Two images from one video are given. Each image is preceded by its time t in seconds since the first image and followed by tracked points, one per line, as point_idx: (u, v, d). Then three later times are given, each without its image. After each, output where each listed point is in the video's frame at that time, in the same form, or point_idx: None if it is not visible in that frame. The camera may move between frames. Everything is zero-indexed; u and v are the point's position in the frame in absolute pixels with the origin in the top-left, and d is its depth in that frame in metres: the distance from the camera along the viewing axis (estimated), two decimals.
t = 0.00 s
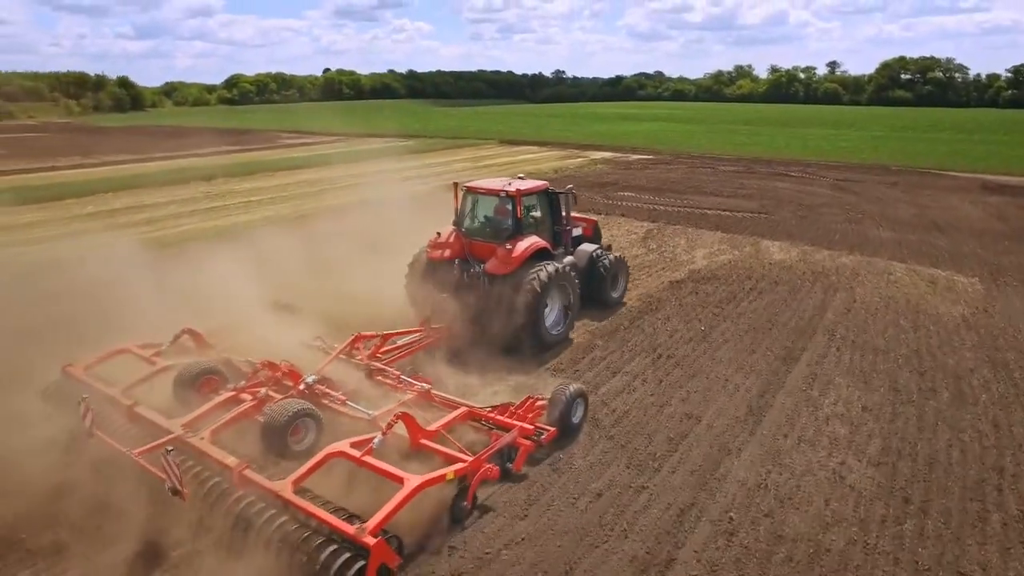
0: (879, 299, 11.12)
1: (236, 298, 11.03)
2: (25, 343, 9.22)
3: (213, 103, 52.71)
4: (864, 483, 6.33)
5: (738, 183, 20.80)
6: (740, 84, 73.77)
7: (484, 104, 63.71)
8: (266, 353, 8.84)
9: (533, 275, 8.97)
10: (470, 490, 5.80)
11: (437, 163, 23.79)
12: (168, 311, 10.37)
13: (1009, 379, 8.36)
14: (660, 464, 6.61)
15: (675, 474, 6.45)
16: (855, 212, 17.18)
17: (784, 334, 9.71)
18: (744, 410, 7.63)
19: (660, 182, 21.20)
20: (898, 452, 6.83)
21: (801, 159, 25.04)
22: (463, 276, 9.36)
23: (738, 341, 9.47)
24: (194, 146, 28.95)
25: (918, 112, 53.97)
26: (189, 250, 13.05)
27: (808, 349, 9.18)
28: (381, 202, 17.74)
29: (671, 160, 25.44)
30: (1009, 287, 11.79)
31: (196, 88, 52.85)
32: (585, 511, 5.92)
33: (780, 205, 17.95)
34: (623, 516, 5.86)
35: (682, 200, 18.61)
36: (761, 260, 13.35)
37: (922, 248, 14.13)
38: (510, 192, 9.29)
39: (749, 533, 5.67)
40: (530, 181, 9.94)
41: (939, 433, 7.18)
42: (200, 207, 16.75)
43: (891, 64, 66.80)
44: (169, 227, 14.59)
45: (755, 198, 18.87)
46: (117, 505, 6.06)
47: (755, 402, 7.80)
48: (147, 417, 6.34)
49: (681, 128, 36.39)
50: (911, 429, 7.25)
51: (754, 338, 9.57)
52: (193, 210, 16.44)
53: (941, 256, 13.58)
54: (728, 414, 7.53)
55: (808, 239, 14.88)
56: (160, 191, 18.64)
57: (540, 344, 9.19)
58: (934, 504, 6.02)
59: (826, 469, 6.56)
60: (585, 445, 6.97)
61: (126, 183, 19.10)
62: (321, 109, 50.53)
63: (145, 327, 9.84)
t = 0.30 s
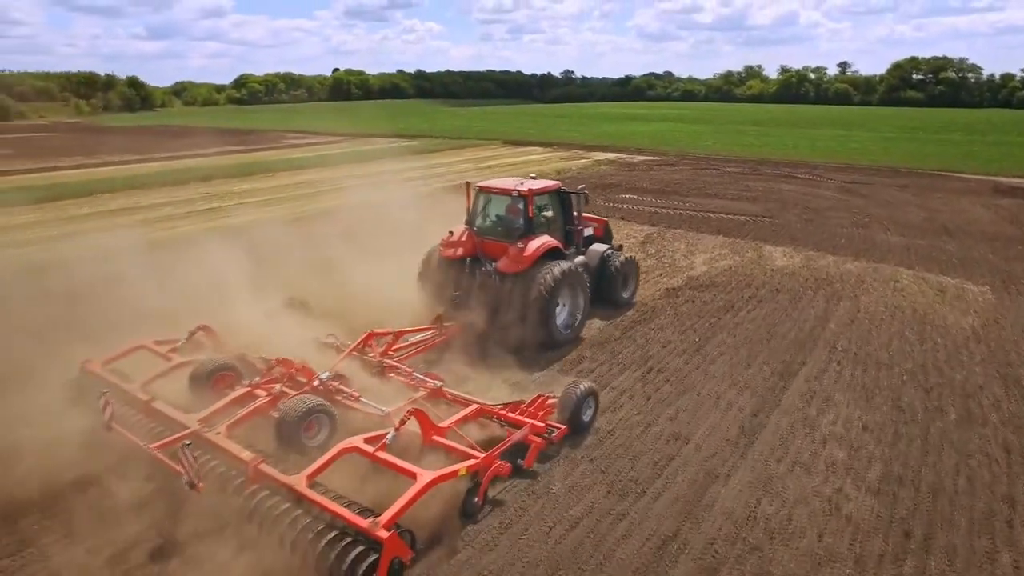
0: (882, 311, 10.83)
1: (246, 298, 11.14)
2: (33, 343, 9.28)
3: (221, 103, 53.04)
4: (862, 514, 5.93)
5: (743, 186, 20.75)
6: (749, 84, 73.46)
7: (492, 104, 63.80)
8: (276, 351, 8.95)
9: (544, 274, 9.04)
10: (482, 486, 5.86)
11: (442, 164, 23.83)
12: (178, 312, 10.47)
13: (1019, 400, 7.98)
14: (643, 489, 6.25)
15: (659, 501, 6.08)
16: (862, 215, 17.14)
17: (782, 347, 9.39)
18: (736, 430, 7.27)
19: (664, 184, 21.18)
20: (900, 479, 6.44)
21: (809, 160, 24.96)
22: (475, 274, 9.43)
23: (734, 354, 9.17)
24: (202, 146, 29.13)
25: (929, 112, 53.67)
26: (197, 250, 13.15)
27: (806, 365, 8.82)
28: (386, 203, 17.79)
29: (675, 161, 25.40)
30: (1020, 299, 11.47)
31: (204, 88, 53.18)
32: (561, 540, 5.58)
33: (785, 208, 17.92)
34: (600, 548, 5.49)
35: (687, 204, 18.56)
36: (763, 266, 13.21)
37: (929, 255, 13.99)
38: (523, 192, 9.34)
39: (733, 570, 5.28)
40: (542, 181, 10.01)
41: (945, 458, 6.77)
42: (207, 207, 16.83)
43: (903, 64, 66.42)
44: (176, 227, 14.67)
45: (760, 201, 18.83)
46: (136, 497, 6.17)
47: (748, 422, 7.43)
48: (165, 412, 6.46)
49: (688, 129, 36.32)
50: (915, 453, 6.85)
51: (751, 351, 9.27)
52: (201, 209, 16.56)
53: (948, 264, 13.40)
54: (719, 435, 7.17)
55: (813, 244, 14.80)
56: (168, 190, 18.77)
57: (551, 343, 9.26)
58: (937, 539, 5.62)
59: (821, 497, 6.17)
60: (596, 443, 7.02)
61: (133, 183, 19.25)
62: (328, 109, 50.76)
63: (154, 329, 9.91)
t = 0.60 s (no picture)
0: (880, 321, 10.49)
1: (253, 298, 11.20)
2: (38, 343, 9.32)
3: (226, 104, 53.32)
4: (854, 550, 5.52)
5: (744, 189, 20.71)
6: (755, 85, 73.27)
7: (496, 105, 63.87)
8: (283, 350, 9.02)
9: (553, 273, 9.10)
10: (490, 483, 5.91)
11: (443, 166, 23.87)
12: (184, 312, 10.53)
13: None
14: (619, 518, 5.86)
15: (635, 532, 5.69)
16: (865, 219, 17.08)
17: (775, 360, 9.01)
18: (722, 453, 6.86)
19: (664, 187, 21.13)
20: (896, 509, 6.02)
21: (813, 162, 24.86)
22: (484, 274, 9.49)
23: (725, 367, 8.79)
24: (208, 147, 29.31)
25: (935, 114, 53.47)
26: (202, 251, 13.20)
27: (801, 380, 8.44)
28: (388, 204, 17.84)
29: (676, 163, 25.40)
30: None
31: (209, 88, 53.50)
32: None
33: (787, 212, 17.88)
34: None
35: (687, 207, 18.50)
36: (760, 273, 12.95)
37: (932, 261, 13.75)
38: (532, 192, 9.43)
39: None
40: (550, 181, 10.06)
41: (945, 486, 6.36)
42: (212, 206, 16.89)
43: (909, 65, 66.24)
44: (182, 226, 14.73)
45: (761, 204, 18.79)
46: (149, 493, 6.26)
47: (737, 444, 7.02)
48: (178, 409, 6.56)
49: (692, 130, 36.25)
50: (913, 480, 6.44)
51: (743, 364, 8.91)
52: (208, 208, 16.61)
53: (952, 271, 13.11)
54: (703, 458, 6.76)
55: (813, 249, 14.65)
56: (174, 189, 18.84)
57: (560, 342, 9.32)
58: None
59: (810, 529, 5.76)
60: (603, 441, 7.07)
61: (140, 181, 19.36)
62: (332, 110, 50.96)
63: (159, 328, 9.97)
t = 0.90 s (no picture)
0: (874, 335, 10.05)
1: (256, 299, 11.21)
2: (40, 343, 9.32)
3: (226, 105, 53.36)
4: None
5: (740, 194, 20.62)
6: (755, 87, 73.23)
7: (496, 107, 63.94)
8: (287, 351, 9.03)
9: (558, 275, 9.13)
10: (497, 484, 5.92)
11: (440, 169, 23.81)
12: (187, 312, 10.54)
13: None
14: (588, 556, 5.45)
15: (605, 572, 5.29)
16: (863, 225, 16.95)
17: (762, 378, 8.59)
18: (702, 481, 6.45)
19: (660, 191, 20.99)
20: (886, 547, 5.60)
21: (812, 166, 24.77)
22: (489, 275, 9.51)
23: (711, 385, 8.39)
24: (207, 149, 29.33)
25: (936, 116, 53.41)
26: (202, 250, 13.18)
27: (790, 399, 8.02)
28: (383, 205, 17.73)
29: (673, 166, 25.37)
30: None
31: (209, 90, 53.55)
32: None
33: (783, 217, 17.78)
34: None
35: (683, 212, 18.36)
36: (751, 283, 12.57)
37: (930, 270, 13.45)
38: (537, 193, 9.44)
39: None
40: (556, 183, 10.09)
41: (941, 520, 5.93)
42: (212, 206, 16.87)
43: (910, 68, 66.26)
44: (181, 225, 14.70)
45: (757, 209, 18.71)
46: (158, 493, 6.28)
47: (719, 470, 6.61)
48: (185, 409, 6.58)
49: (691, 133, 36.25)
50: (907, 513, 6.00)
51: (730, 381, 8.51)
52: (208, 207, 16.58)
53: (951, 280, 12.79)
54: (682, 487, 6.34)
55: (809, 256, 14.42)
56: (173, 189, 18.82)
57: (564, 343, 9.35)
58: None
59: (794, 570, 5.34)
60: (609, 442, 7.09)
61: (140, 181, 19.36)
62: (331, 111, 51.01)
63: (159, 329, 9.97)
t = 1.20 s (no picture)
0: (868, 349, 9.57)
1: (256, 300, 11.24)
2: (40, 343, 9.33)
3: (225, 107, 53.33)
4: None
5: (736, 199, 20.34)
6: (754, 90, 73.23)
7: (495, 109, 63.89)
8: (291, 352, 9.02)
9: (561, 275, 9.14)
10: (502, 484, 5.92)
11: (434, 172, 23.63)
12: (187, 313, 10.53)
13: None
14: None
15: None
16: (859, 230, 16.63)
17: (748, 397, 8.11)
18: (678, 514, 5.96)
19: (654, 196, 20.70)
20: None
21: (810, 170, 24.58)
22: (493, 275, 9.51)
23: (694, 404, 7.92)
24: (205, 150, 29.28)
25: (936, 119, 53.33)
26: (201, 249, 13.14)
27: (777, 421, 7.54)
28: (372, 207, 17.47)
29: (668, 170, 25.25)
30: None
31: (207, 91, 53.50)
32: None
33: (779, 222, 17.48)
34: None
35: (678, 217, 18.07)
36: (743, 290, 12.15)
37: (928, 276, 13.05)
38: (542, 194, 9.46)
39: None
40: (560, 183, 10.11)
41: (938, 559, 5.45)
42: (210, 206, 16.80)
43: (910, 70, 66.32)
44: (179, 224, 14.64)
45: (752, 214, 18.45)
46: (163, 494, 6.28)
47: (697, 502, 6.13)
48: (189, 411, 6.60)
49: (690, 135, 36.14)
50: (900, 551, 5.53)
51: (714, 399, 8.04)
52: (207, 207, 16.53)
53: (950, 288, 12.35)
54: (656, 521, 5.87)
55: (804, 262, 14.04)
56: (170, 189, 18.76)
57: (568, 344, 9.34)
58: None
59: None
60: (613, 443, 7.07)
61: (137, 181, 19.30)
62: (328, 114, 50.86)
63: (160, 329, 9.95)
